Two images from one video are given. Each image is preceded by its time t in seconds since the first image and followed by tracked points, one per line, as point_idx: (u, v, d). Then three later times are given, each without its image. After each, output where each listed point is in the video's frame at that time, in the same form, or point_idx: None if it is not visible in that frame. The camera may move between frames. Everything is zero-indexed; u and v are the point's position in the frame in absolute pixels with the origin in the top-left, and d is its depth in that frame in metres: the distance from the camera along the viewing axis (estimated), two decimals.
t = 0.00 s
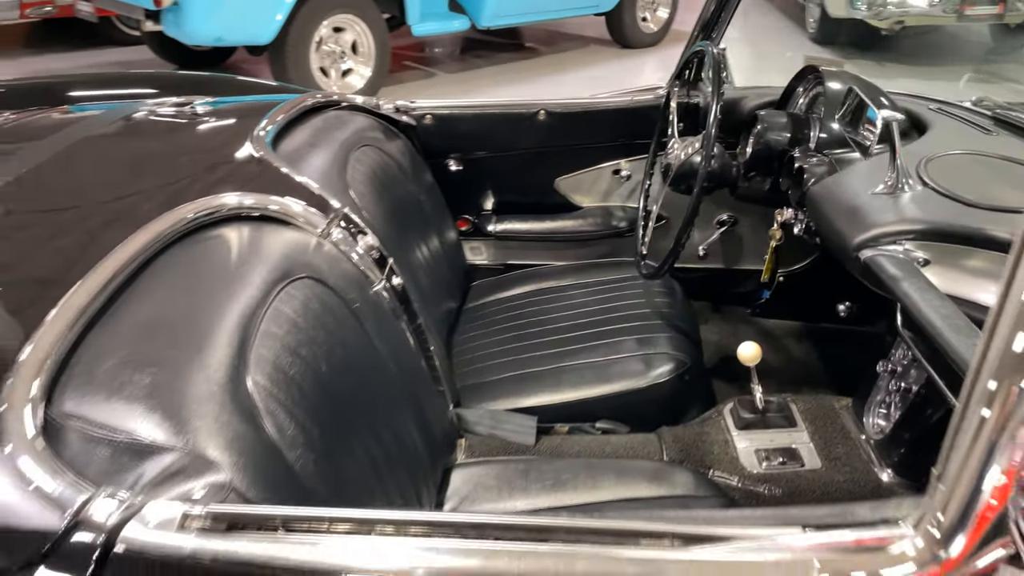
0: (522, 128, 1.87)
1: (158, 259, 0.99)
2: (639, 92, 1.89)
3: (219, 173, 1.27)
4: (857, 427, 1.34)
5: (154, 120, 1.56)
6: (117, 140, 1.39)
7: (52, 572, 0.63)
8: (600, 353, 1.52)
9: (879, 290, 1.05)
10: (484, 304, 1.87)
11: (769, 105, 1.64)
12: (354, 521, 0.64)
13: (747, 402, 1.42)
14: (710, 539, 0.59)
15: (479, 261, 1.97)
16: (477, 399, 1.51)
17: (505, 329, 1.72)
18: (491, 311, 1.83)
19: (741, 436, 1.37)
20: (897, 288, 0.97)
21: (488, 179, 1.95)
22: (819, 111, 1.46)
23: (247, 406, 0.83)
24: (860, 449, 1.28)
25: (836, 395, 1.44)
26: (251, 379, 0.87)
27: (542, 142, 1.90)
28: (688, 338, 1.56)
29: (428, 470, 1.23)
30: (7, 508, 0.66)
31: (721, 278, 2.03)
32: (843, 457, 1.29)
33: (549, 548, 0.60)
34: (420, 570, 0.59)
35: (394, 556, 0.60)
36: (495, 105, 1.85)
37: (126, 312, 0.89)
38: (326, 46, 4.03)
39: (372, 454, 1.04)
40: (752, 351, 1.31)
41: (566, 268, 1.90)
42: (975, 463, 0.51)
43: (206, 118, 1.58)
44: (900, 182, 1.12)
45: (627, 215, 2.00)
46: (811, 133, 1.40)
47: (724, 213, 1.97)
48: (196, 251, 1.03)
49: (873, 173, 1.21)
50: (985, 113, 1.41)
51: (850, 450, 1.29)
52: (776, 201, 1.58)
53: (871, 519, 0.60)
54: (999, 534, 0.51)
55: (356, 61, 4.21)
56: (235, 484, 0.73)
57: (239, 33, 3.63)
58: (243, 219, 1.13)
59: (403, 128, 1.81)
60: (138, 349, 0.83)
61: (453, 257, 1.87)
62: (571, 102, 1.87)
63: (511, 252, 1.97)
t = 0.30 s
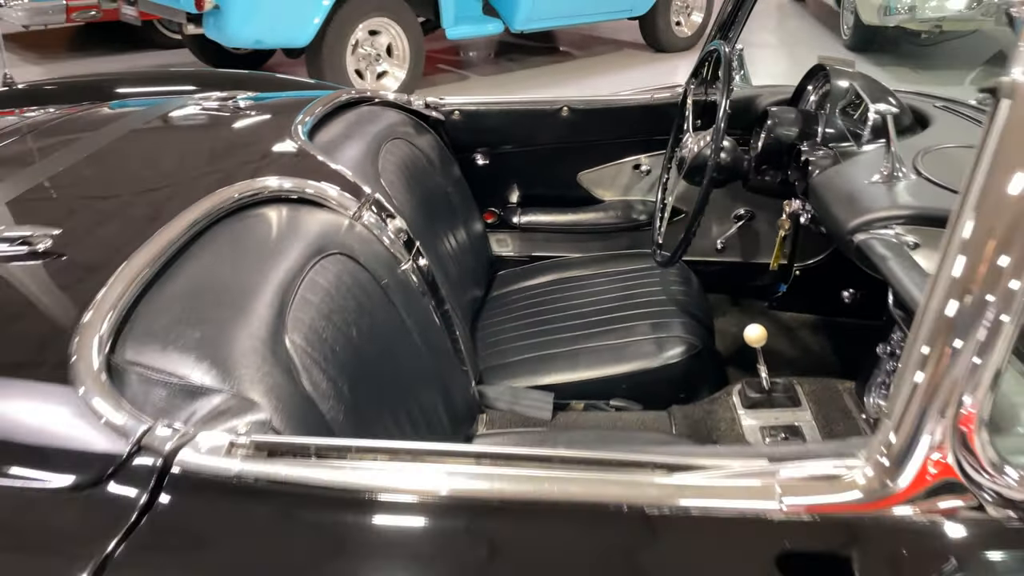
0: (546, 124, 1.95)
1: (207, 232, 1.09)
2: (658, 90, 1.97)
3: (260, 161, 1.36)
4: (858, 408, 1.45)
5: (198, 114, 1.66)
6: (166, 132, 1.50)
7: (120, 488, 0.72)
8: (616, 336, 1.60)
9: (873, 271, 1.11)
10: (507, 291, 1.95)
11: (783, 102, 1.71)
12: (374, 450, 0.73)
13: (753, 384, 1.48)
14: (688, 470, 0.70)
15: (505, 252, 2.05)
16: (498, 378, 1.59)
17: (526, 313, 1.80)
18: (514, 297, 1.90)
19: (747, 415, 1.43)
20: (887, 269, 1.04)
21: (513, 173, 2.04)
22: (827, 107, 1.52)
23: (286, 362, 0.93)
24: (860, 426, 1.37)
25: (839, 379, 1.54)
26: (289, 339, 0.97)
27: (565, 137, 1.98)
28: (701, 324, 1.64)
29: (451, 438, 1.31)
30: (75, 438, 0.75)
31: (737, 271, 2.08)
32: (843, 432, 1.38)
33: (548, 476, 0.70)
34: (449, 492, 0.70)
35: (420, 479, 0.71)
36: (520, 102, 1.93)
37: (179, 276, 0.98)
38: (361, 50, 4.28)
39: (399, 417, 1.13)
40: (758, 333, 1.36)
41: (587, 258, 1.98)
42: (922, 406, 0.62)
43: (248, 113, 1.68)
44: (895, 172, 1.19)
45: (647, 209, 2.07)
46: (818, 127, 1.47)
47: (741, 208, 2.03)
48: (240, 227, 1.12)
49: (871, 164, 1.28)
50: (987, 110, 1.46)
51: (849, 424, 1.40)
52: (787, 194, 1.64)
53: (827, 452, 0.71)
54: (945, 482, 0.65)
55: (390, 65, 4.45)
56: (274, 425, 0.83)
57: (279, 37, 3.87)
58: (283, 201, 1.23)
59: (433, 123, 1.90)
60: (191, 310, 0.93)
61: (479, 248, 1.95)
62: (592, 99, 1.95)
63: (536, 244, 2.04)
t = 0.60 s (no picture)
0: (556, 124, 2.02)
1: (236, 216, 1.16)
2: (665, 93, 2.04)
3: (284, 153, 1.44)
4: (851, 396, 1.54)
5: (223, 112, 1.74)
6: (192, 128, 1.57)
7: (161, 438, 0.80)
8: (621, 326, 1.66)
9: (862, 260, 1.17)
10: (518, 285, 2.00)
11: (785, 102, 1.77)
12: (392, 410, 0.81)
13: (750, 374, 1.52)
14: (668, 426, 0.77)
15: (516, 250, 2.13)
16: (507, 366, 1.65)
17: (536, 305, 1.86)
18: (525, 292, 1.94)
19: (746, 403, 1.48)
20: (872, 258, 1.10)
21: (524, 172, 2.09)
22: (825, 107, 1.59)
23: (308, 335, 1.00)
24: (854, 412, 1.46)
25: (835, 372, 1.62)
26: (312, 316, 1.04)
27: (575, 137, 2.04)
28: (702, 316, 1.70)
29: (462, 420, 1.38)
30: (119, 395, 0.83)
31: (740, 269, 2.13)
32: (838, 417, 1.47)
33: (540, 429, 0.78)
34: (463, 444, 0.77)
35: (437, 433, 0.78)
36: (532, 102, 2.00)
37: (210, 255, 1.06)
38: (380, 55, 4.43)
39: (414, 395, 1.20)
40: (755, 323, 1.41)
41: (596, 254, 2.03)
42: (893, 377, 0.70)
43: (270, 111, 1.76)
44: (885, 166, 1.25)
45: (654, 207, 2.13)
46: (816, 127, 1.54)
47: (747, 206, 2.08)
48: (266, 212, 1.20)
49: (860, 157, 1.35)
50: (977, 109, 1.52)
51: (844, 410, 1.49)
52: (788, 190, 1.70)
53: (802, 410, 0.78)
54: (909, 448, 0.73)
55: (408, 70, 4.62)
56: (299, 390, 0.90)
57: (298, 42, 4.02)
58: (305, 191, 1.29)
59: (448, 123, 1.98)
60: (220, 286, 1.01)
61: (492, 245, 2.01)
62: (602, 100, 2.01)
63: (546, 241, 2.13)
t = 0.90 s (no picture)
0: (558, 126, 2.09)
1: (255, 203, 1.23)
2: (664, 95, 2.11)
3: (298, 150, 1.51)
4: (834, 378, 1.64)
5: (238, 112, 1.82)
6: (209, 127, 1.65)
7: (183, 400, 0.87)
8: (618, 318, 1.73)
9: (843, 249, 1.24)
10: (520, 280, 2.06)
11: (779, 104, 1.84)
12: (398, 378, 0.88)
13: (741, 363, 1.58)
14: (649, 392, 0.84)
15: (520, 247, 2.19)
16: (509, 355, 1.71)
17: (537, 299, 1.92)
18: (527, 287, 2.00)
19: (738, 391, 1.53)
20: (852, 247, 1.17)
21: (527, 172, 2.16)
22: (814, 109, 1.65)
23: (319, 314, 1.07)
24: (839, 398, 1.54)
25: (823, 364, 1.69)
26: (322, 297, 1.12)
27: (576, 138, 2.11)
28: (697, 309, 1.76)
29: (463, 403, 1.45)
30: (142, 363, 0.90)
31: (734, 267, 2.16)
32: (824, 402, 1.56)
33: (533, 394, 0.85)
34: (468, 405, 0.85)
35: (443, 397, 0.85)
36: (535, 104, 2.07)
37: (229, 238, 1.13)
38: (390, 63, 4.54)
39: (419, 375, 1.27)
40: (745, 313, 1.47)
41: (596, 251, 2.10)
42: (856, 346, 0.77)
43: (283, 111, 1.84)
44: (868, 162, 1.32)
45: (653, 207, 2.20)
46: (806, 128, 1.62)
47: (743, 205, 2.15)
48: (281, 200, 1.27)
49: (846, 154, 1.41)
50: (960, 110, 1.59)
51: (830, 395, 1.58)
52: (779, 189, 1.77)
53: (772, 376, 0.84)
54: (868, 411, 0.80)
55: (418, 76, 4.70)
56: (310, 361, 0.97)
57: (310, 49, 4.12)
58: (318, 184, 1.36)
59: (454, 123, 2.04)
60: (238, 267, 1.08)
61: (495, 242, 2.08)
62: (603, 102, 2.09)
63: (549, 238, 2.19)
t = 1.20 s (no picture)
0: (553, 129, 2.17)
1: (261, 195, 1.31)
2: (654, 100, 2.19)
3: (302, 149, 1.59)
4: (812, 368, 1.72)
5: (243, 114, 1.90)
6: (216, 127, 1.73)
7: (194, 368, 0.95)
8: (608, 310, 1.81)
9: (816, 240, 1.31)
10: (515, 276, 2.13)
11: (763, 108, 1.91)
12: (390, 350, 0.96)
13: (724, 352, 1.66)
14: (620, 362, 0.91)
15: (515, 246, 2.26)
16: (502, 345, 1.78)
17: (531, 295, 1.99)
18: (522, 283, 2.07)
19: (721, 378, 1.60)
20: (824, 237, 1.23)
21: (523, 174, 2.23)
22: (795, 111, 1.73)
23: (319, 297, 1.15)
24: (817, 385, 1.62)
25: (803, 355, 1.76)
26: (323, 282, 1.19)
27: (570, 141, 2.19)
28: (682, 303, 1.84)
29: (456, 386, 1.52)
30: (155, 336, 0.98)
31: (723, 264, 2.24)
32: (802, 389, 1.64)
33: (519, 363, 0.93)
34: (463, 373, 0.93)
35: (439, 366, 0.93)
36: (531, 109, 2.15)
37: (236, 227, 1.20)
38: (394, 72, 4.67)
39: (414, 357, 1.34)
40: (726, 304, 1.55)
41: (590, 249, 2.17)
42: (811, 320, 0.84)
43: (287, 113, 1.92)
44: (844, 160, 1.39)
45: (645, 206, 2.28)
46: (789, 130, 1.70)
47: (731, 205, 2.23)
48: (285, 194, 1.34)
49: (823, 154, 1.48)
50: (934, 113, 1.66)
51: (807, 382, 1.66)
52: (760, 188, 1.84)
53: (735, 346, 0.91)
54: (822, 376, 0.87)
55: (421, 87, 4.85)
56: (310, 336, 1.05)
57: (315, 59, 4.22)
58: (319, 179, 1.43)
59: (452, 126, 2.11)
60: (244, 253, 1.16)
61: (491, 240, 2.15)
62: (596, 107, 2.17)
63: (543, 236, 2.27)
